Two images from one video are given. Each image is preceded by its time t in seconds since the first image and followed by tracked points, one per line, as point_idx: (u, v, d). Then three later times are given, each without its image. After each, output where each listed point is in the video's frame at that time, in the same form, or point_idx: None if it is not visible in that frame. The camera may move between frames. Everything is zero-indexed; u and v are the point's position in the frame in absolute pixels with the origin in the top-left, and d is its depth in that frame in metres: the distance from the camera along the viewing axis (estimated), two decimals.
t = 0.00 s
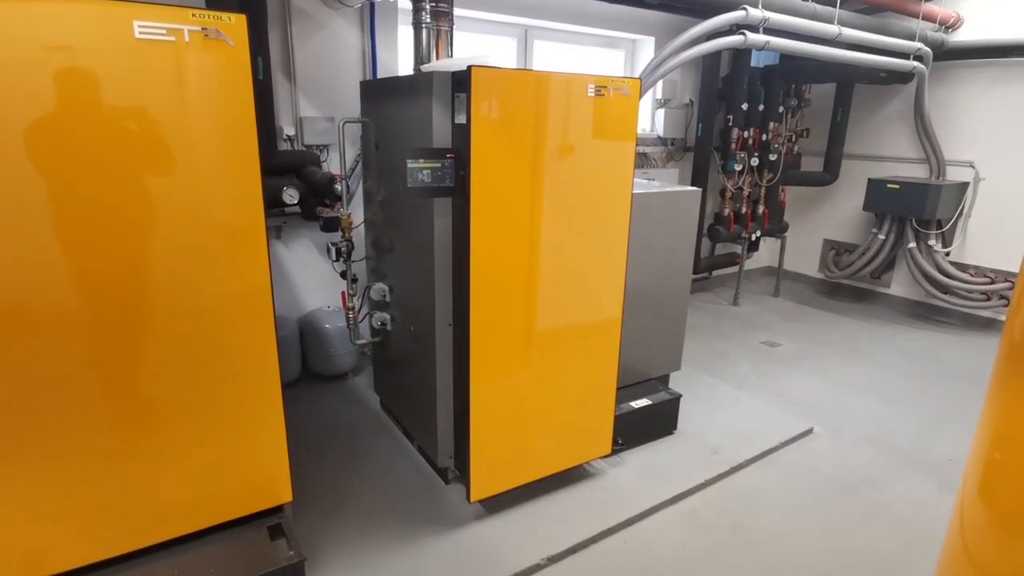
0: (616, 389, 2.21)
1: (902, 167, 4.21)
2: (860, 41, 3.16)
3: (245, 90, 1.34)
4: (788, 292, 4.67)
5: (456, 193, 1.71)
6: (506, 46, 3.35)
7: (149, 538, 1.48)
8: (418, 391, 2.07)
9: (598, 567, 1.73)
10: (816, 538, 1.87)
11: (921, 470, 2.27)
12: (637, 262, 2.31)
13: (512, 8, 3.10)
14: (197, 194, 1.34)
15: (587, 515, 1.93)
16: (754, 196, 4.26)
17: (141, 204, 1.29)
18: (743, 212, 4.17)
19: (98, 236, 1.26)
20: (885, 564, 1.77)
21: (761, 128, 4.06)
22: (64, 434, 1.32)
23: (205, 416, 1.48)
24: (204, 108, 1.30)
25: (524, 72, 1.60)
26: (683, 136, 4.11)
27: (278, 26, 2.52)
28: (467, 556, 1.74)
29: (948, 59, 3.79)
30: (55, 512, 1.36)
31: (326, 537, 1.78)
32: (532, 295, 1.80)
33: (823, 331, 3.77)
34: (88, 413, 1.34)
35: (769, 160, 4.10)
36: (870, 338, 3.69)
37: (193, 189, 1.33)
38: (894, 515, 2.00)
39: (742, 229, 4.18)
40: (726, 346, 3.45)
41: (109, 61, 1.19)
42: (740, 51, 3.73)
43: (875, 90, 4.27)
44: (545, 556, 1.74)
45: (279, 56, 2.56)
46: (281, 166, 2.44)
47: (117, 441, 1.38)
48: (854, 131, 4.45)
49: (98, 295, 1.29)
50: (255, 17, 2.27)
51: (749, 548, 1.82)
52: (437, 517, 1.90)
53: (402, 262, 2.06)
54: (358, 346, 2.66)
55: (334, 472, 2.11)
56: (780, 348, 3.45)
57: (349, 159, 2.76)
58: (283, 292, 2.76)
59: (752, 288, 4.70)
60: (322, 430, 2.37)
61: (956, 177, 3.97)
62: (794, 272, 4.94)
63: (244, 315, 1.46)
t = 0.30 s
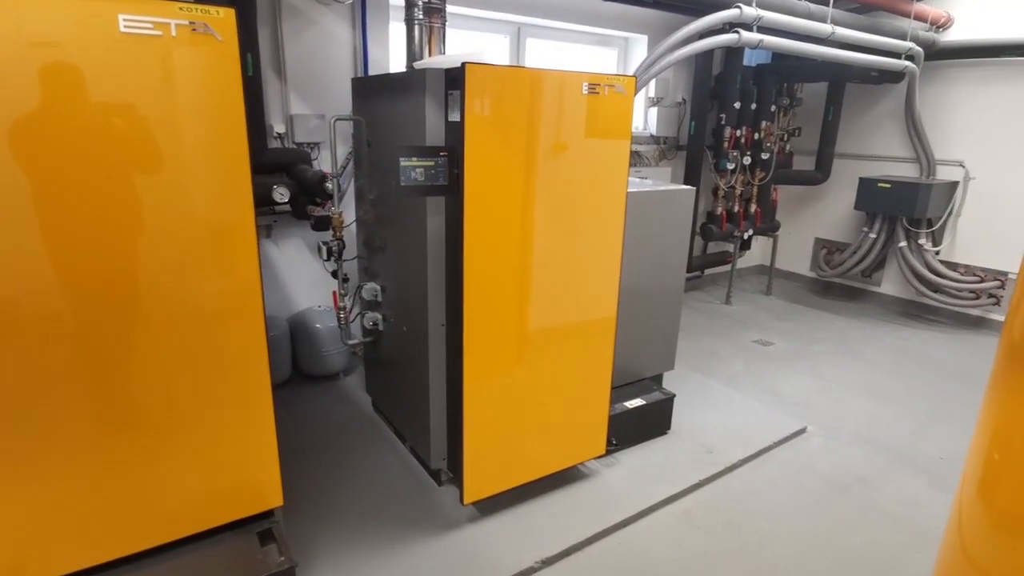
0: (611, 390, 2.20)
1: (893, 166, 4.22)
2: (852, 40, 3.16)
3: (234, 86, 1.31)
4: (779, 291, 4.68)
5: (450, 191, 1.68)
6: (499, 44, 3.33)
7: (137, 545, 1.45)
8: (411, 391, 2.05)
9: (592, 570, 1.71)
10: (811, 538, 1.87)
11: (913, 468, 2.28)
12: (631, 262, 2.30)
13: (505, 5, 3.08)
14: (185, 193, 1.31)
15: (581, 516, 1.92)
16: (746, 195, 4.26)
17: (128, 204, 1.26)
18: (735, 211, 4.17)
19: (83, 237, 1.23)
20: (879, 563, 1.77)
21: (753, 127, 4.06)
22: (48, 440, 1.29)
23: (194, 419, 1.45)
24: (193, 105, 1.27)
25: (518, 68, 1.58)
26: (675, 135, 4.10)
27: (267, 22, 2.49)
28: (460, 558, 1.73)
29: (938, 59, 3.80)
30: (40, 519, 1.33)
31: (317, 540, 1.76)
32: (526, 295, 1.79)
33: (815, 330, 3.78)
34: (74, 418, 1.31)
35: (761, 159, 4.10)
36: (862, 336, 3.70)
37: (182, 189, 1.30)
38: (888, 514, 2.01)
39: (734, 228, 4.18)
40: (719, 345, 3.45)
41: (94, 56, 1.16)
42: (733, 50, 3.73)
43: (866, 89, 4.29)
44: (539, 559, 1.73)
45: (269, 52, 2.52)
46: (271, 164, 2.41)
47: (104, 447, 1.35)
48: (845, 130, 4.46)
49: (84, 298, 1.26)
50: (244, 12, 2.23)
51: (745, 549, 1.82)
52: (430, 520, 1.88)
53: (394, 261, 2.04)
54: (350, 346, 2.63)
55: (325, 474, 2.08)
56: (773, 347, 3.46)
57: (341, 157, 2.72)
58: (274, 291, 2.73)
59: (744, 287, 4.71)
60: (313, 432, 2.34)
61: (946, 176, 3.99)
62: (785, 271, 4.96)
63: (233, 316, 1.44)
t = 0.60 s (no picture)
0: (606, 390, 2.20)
1: (885, 166, 4.24)
2: (845, 41, 3.16)
3: (225, 84, 1.29)
4: (772, 290, 4.69)
5: (445, 191, 1.67)
6: (492, 42, 3.32)
7: (128, 550, 1.43)
8: (405, 393, 2.04)
9: (588, 572, 1.71)
10: (806, 539, 1.87)
11: (907, 467, 2.28)
12: (627, 262, 2.29)
13: (499, 4, 3.07)
14: (177, 192, 1.29)
15: (577, 518, 1.91)
16: (740, 194, 4.27)
17: (118, 203, 1.24)
18: (729, 210, 4.18)
19: (73, 237, 1.21)
20: (874, 563, 1.78)
21: (747, 126, 4.06)
22: (38, 444, 1.27)
23: (187, 421, 1.43)
24: (184, 103, 1.25)
25: (512, 67, 1.57)
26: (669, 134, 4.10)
27: (259, 19, 2.46)
28: (456, 561, 1.72)
29: (930, 59, 3.83)
30: (28, 525, 1.30)
31: (311, 543, 1.75)
32: (521, 295, 1.77)
33: (808, 329, 3.79)
34: (65, 422, 1.28)
35: (755, 159, 4.11)
36: (855, 336, 3.72)
37: (173, 188, 1.28)
38: (882, 513, 2.01)
39: (728, 227, 4.18)
40: (712, 344, 3.45)
41: (83, 53, 1.14)
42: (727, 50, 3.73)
43: (859, 90, 4.31)
44: (534, 561, 1.72)
45: (260, 50, 2.49)
46: (263, 163, 2.39)
47: (96, 451, 1.33)
48: (838, 130, 4.48)
49: (74, 299, 1.24)
50: (236, 9, 2.21)
51: (740, 550, 1.81)
52: (425, 522, 1.86)
53: (388, 261, 2.02)
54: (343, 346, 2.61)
55: (319, 477, 2.06)
56: (766, 347, 3.46)
57: (334, 156, 2.70)
58: (266, 292, 2.71)
59: (738, 286, 4.72)
60: (307, 433, 2.32)
61: (938, 176, 4.01)
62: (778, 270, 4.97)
63: (226, 317, 1.42)
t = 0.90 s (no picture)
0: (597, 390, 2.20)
1: (872, 166, 4.28)
2: (833, 40, 3.18)
3: (212, 82, 1.27)
4: (761, 289, 4.72)
5: (436, 191, 1.66)
6: (482, 41, 3.30)
7: (115, 556, 1.41)
8: (395, 394, 2.02)
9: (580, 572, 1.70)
10: (796, 536, 1.88)
11: (895, 464, 2.30)
12: (618, 261, 2.29)
13: (489, 2, 3.05)
14: (161, 191, 1.27)
15: (569, 518, 1.91)
16: (729, 193, 4.29)
17: (100, 202, 1.21)
18: (718, 209, 4.19)
19: (53, 237, 1.18)
20: (863, 560, 1.79)
21: (736, 126, 4.07)
22: (21, 449, 1.24)
23: (175, 424, 1.41)
24: (168, 100, 1.23)
25: (503, 65, 1.56)
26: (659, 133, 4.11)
27: (246, 16, 2.43)
28: (447, 562, 1.71)
29: (917, 60, 3.86)
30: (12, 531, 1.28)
31: (301, 546, 1.73)
32: (511, 295, 1.76)
33: (797, 327, 3.82)
34: (47, 426, 1.26)
35: (744, 158, 4.12)
36: (843, 333, 3.75)
37: (156, 186, 1.26)
38: (872, 510, 2.02)
39: (717, 226, 4.20)
40: (703, 343, 3.46)
41: (63, 49, 1.11)
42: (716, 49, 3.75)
43: (846, 89, 4.33)
44: (526, 562, 1.71)
45: (247, 47, 2.46)
46: (250, 162, 2.36)
47: (79, 455, 1.31)
48: (825, 129, 4.51)
49: (55, 301, 1.21)
50: (221, 5, 2.18)
51: (731, 548, 1.82)
52: (416, 524, 1.85)
53: (377, 260, 2.00)
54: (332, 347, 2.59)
55: (308, 479, 2.04)
56: (755, 345, 3.48)
57: (322, 154, 2.68)
58: (254, 292, 2.68)
59: (727, 285, 4.74)
60: (297, 435, 2.31)
61: (923, 175, 4.05)
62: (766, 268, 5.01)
63: (212, 317, 1.39)
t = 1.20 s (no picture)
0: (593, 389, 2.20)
1: (864, 165, 4.30)
2: (826, 40, 3.20)
3: (204, 80, 1.26)
4: (755, 288, 4.73)
5: (430, 190, 1.65)
6: (476, 39, 3.29)
7: (108, 559, 1.39)
8: (390, 394, 2.01)
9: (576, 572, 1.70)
10: (792, 535, 1.89)
11: (889, 462, 2.31)
12: (613, 260, 2.29)
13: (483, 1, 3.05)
14: (151, 190, 1.25)
15: (564, 518, 1.91)
16: (723, 192, 4.30)
17: (90, 202, 1.20)
18: (712, 208, 4.20)
19: (43, 238, 1.17)
20: (858, 558, 1.80)
21: (729, 125, 4.08)
22: (13, 451, 1.23)
23: (168, 425, 1.39)
24: (160, 98, 1.22)
25: (498, 64, 1.55)
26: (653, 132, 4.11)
27: (238, 14, 2.41)
28: (443, 564, 1.70)
29: (908, 59, 3.89)
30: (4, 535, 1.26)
31: (296, 548, 1.72)
32: (506, 295, 1.76)
33: (791, 326, 3.83)
34: (37, 429, 1.24)
35: (737, 157, 4.13)
36: (836, 332, 3.76)
37: (148, 185, 1.24)
38: (866, 508, 2.03)
39: (711, 225, 4.21)
40: (697, 342, 3.47)
41: (53, 47, 1.09)
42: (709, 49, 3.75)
43: (838, 89, 4.35)
44: (522, 563, 1.71)
45: (239, 45, 2.44)
46: (243, 161, 2.34)
47: (70, 458, 1.29)
48: (818, 128, 4.52)
49: (44, 302, 1.20)
50: (213, 3, 2.16)
51: (726, 547, 1.82)
52: (411, 525, 1.85)
53: (372, 259, 2.00)
54: (326, 347, 2.58)
55: (303, 480, 2.03)
56: (749, 344, 3.49)
57: (316, 153, 2.66)
58: (247, 292, 2.66)
59: (721, 284, 4.75)
60: (292, 435, 2.30)
61: (915, 174, 4.07)
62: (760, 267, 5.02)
63: (204, 317, 1.38)
